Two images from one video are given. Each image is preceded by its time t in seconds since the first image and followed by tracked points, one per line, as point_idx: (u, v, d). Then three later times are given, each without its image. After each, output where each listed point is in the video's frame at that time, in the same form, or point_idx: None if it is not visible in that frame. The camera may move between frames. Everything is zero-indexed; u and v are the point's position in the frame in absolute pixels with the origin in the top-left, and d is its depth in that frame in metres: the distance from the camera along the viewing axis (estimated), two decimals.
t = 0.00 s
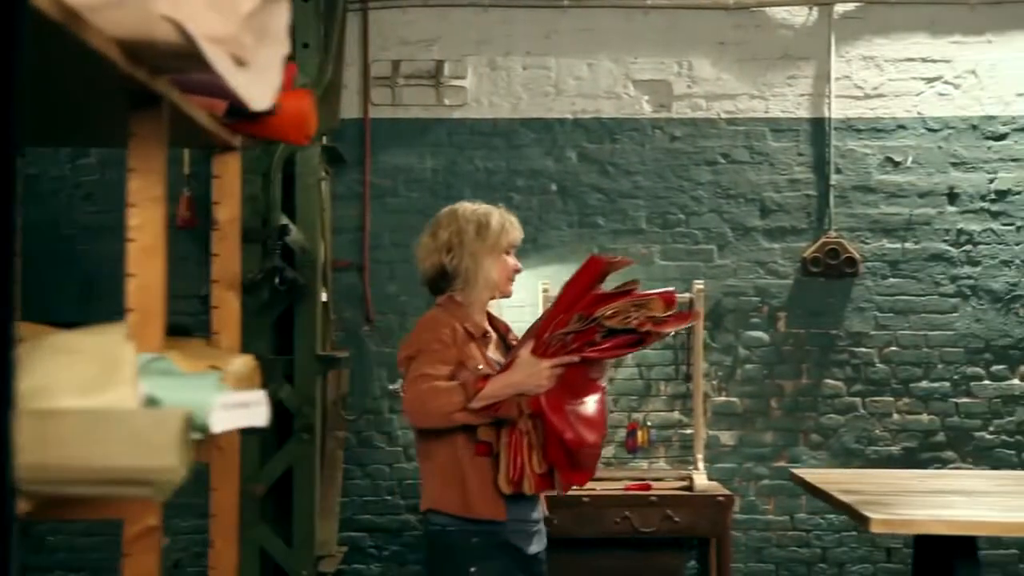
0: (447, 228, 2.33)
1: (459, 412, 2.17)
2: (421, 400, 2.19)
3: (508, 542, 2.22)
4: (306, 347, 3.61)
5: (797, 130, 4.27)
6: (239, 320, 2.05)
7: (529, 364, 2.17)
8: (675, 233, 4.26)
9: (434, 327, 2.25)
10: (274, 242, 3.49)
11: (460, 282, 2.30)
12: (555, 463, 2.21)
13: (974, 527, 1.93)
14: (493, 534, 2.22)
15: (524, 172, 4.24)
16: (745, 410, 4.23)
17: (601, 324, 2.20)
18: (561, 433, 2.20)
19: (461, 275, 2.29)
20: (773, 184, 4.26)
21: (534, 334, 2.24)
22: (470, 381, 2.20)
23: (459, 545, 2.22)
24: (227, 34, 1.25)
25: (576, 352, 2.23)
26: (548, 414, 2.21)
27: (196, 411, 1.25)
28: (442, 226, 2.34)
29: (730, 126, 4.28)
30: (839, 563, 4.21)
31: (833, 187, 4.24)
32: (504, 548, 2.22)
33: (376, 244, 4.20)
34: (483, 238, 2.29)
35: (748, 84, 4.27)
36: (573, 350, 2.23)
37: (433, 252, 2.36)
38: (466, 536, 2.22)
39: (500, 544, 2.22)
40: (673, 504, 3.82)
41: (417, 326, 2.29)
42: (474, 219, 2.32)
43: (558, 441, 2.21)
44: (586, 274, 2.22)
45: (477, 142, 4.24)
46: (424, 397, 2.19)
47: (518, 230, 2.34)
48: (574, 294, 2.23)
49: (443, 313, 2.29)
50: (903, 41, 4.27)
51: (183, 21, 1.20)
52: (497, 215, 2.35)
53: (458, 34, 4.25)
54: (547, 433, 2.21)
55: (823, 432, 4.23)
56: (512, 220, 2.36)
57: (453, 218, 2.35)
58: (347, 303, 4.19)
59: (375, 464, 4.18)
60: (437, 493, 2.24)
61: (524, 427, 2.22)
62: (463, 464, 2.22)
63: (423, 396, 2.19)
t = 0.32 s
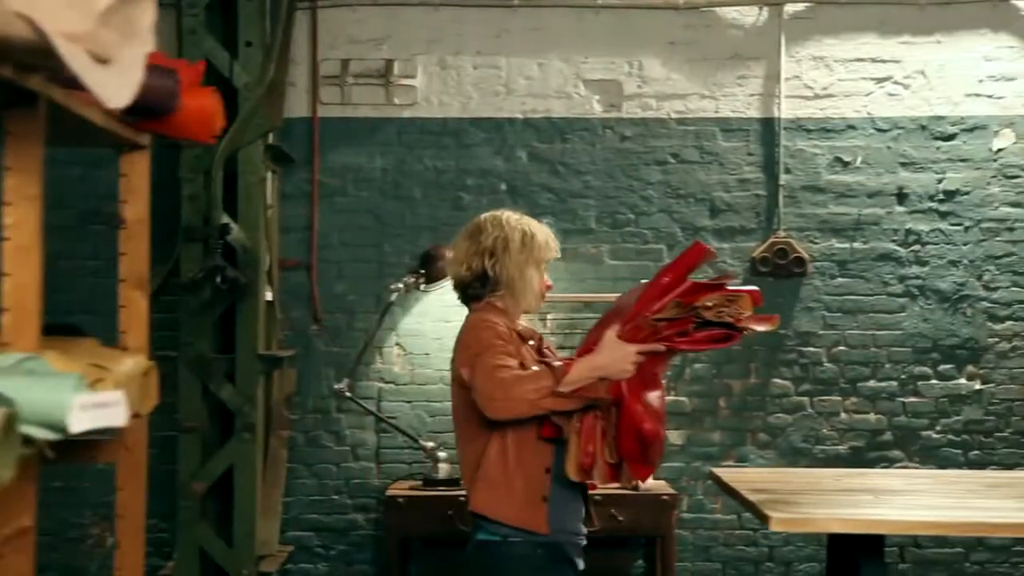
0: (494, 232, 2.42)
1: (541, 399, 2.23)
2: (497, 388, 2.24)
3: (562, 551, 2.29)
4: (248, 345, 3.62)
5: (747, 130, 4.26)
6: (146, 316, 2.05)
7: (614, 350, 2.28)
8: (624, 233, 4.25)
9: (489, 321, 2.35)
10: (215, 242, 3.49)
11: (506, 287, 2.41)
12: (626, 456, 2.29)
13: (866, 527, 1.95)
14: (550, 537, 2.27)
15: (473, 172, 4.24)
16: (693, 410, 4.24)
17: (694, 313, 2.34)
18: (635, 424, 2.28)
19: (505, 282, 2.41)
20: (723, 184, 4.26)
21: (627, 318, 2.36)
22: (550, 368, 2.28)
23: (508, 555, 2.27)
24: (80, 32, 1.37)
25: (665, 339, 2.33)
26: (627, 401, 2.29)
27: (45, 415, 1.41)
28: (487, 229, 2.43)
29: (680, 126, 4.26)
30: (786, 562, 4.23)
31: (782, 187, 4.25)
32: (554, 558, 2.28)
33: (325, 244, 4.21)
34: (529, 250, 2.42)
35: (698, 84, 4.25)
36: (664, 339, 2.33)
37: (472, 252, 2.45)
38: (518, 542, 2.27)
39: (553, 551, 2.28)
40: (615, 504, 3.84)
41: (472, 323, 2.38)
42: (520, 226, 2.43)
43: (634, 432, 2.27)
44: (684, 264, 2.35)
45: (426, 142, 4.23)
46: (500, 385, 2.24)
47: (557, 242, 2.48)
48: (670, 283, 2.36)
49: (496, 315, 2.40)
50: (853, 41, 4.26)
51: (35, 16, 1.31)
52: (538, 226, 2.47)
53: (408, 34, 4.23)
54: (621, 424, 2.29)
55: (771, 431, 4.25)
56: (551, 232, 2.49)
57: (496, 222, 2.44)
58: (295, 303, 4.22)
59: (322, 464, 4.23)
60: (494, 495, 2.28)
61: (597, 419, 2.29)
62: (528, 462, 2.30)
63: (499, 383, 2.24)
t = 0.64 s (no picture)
0: (522, 213, 2.48)
1: (605, 402, 2.32)
2: (562, 383, 2.30)
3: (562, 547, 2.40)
4: (192, 345, 3.62)
5: (698, 131, 4.25)
6: (58, 314, 2.49)
7: (679, 366, 2.39)
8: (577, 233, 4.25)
9: (533, 308, 2.41)
10: (158, 242, 3.50)
11: (539, 269, 2.48)
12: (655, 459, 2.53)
13: (780, 527, 1.94)
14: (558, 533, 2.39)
15: (425, 172, 4.23)
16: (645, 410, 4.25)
17: (756, 344, 2.52)
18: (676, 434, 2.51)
19: (536, 263, 2.47)
20: (675, 185, 4.26)
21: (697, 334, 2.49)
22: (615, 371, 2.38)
23: (504, 544, 2.36)
24: None
25: (732, 364, 2.49)
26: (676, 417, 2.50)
27: None
28: (515, 210, 2.49)
29: (632, 127, 4.26)
30: (737, 562, 4.23)
31: (734, 187, 4.25)
32: (552, 553, 2.38)
33: (275, 244, 4.20)
34: (558, 231, 2.49)
35: (649, 84, 4.25)
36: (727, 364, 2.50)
37: (499, 234, 2.50)
38: (516, 532, 2.37)
39: (554, 547, 2.39)
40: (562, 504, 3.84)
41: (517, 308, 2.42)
42: (547, 207, 2.50)
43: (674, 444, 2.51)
44: (757, 296, 2.52)
45: (378, 142, 4.22)
46: (566, 381, 2.31)
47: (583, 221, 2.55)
48: (739, 310, 2.51)
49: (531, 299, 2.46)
50: (804, 42, 4.25)
51: None
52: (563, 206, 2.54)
53: (360, 34, 4.22)
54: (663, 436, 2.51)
55: (722, 432, 4.26)
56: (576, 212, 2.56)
57: (523, 203, 2.51)
58: (246, 302, 4.20)
59: (272, 464, 4.22)
60: (519, 485, 2.36)
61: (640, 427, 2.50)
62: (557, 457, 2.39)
63: (564, 378, 2.31)
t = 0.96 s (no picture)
0: (525, 221, 2.49)
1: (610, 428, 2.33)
2: (572, 403, 2.30)
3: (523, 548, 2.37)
4: (141, 346, 3.60)
5: (653, 132, 4.25)
6: None
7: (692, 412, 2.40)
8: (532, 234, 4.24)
9: (546, 314, 2.39)
10: (105, 242, 3.46)
11: (547, 274, 2.47)
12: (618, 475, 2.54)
13: (686, 528, 1.92)
14: (520, 534, 2.36)
15: (380, 173, 4.22)
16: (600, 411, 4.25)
17: (768, 409, 2.56)
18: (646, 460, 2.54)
19: (542, 269, 2.47)
20: (630, 186, 4.26)
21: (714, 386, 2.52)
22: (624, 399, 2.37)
23: (465, 533, 2.34)
24: None
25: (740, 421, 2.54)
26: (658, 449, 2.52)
27: None
28: (519, 217, 2.50)
29: (587, 128, 4.25)
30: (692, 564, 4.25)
31: (689, 189, 4.25)
32: (509, 553, 2.36)
33: (229, 244, 4.19)
34: (563, 234, 2.48)
35: (605, 85, 4.25)
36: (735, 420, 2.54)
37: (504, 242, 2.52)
38: (478, 523, 2.34)
39: (515, 547, 2.36)
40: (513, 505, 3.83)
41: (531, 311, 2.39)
42: (551, 212, 2.50)
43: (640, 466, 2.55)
44: (783, 365, 2.55)
45: (332, 143, 4.21)
46: (575, 398, 2.30)
47: (591, 222, 2.55)
48: (762, 374, 2.54)
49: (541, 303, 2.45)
50: (758, 44, 4.26)
51: None
52: (569, 210, 2.54)
53: (315, 34, 4.21)
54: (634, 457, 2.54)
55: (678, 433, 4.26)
56: (585, 213, 2.55)
57: (527, 209, 2.52)
58: (199, 303, 4.19)
59: (226, 466, 4.20)
60: (498, 484, 2.35)
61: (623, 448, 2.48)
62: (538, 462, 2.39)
63: (575, 395, 2.30)
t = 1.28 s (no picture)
0: (489, 217, 2.31)
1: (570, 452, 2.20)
2: (533, 419, 2.17)
3: (463, 549, 2.25)
4: (93, 348, 3.57)
5: (613, 134, 4.24)
6: None
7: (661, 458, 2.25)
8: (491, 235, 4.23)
9: (504, 321, 2.24)
10: (56, 244, 3.45)
11: (505, 278, 2.30)
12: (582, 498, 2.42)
13: (616, 530, 1.91)
14: (464, 536, 2.25)
15: (339, 174, 4.20)
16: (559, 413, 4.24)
17: (733, 472, 2.30)
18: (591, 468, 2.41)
19: (498, 272, 2.29)
20: (590, 188, 4.25)
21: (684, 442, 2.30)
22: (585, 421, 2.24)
23: (401, 531, 2.24)
24: None
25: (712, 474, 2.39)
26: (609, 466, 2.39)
27: None
28: (485, 212, 2.32)
29: (546, 129, 4.24)
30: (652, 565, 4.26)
31: (648, 190, 4.24)
32: (447, 554, 2.24)
33: (187, 245, 4.18)
34: (526, 239, 2.30)
35: (565, 87, 4.24)
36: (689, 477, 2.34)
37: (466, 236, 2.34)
38: (415, 522, 2.24)
39: (456, 548, 2.25)
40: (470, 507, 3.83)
41: (490, 315, 2.24)
42: (520, 212, 2.32)
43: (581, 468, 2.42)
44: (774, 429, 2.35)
45: (291, 144, 4.20)
46: (536, 412, 2.17)
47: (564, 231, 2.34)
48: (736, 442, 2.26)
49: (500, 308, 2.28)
50: (718, 46, 4.26)
51: None
52: (542, 213, 2.34)
53: (273, 34, 4.20)
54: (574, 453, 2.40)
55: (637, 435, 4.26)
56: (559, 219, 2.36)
57: (496, 205, 2.33)
58: (156, 304, 4.17)
59: (184, 467, 4.19)
60: (445, 487, 2.24)
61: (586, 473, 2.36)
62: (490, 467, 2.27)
63: (536, 410, 2.17)
